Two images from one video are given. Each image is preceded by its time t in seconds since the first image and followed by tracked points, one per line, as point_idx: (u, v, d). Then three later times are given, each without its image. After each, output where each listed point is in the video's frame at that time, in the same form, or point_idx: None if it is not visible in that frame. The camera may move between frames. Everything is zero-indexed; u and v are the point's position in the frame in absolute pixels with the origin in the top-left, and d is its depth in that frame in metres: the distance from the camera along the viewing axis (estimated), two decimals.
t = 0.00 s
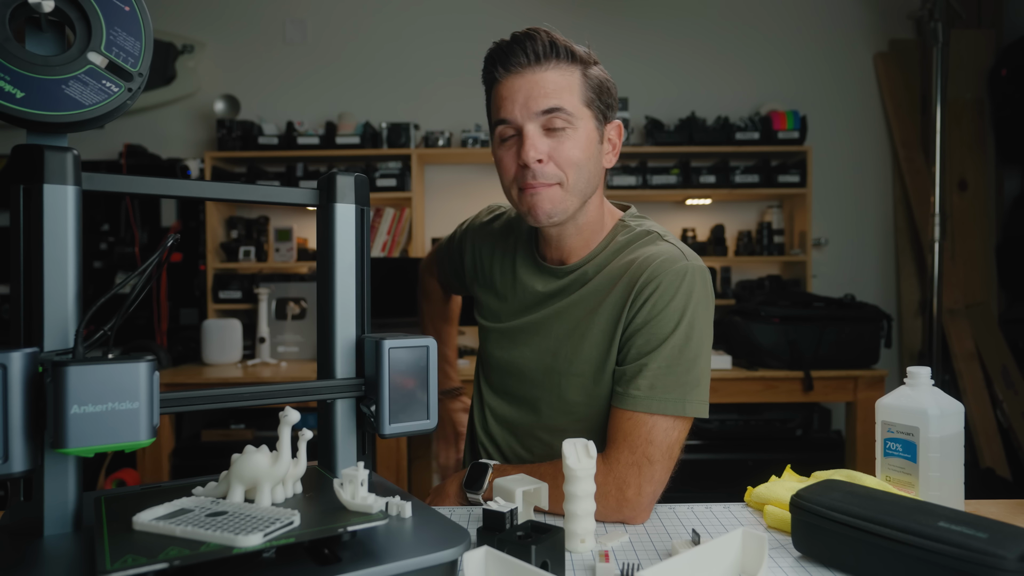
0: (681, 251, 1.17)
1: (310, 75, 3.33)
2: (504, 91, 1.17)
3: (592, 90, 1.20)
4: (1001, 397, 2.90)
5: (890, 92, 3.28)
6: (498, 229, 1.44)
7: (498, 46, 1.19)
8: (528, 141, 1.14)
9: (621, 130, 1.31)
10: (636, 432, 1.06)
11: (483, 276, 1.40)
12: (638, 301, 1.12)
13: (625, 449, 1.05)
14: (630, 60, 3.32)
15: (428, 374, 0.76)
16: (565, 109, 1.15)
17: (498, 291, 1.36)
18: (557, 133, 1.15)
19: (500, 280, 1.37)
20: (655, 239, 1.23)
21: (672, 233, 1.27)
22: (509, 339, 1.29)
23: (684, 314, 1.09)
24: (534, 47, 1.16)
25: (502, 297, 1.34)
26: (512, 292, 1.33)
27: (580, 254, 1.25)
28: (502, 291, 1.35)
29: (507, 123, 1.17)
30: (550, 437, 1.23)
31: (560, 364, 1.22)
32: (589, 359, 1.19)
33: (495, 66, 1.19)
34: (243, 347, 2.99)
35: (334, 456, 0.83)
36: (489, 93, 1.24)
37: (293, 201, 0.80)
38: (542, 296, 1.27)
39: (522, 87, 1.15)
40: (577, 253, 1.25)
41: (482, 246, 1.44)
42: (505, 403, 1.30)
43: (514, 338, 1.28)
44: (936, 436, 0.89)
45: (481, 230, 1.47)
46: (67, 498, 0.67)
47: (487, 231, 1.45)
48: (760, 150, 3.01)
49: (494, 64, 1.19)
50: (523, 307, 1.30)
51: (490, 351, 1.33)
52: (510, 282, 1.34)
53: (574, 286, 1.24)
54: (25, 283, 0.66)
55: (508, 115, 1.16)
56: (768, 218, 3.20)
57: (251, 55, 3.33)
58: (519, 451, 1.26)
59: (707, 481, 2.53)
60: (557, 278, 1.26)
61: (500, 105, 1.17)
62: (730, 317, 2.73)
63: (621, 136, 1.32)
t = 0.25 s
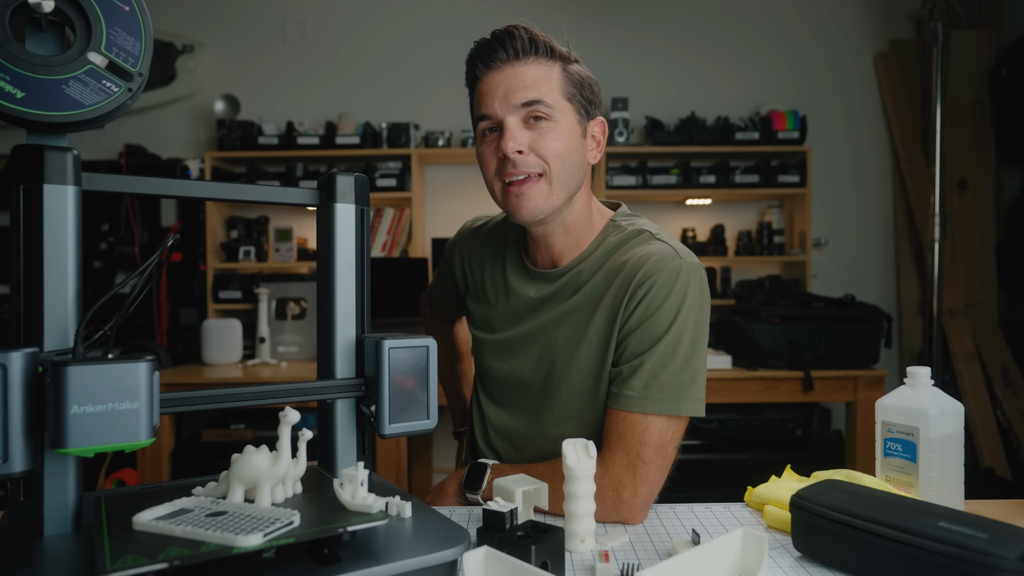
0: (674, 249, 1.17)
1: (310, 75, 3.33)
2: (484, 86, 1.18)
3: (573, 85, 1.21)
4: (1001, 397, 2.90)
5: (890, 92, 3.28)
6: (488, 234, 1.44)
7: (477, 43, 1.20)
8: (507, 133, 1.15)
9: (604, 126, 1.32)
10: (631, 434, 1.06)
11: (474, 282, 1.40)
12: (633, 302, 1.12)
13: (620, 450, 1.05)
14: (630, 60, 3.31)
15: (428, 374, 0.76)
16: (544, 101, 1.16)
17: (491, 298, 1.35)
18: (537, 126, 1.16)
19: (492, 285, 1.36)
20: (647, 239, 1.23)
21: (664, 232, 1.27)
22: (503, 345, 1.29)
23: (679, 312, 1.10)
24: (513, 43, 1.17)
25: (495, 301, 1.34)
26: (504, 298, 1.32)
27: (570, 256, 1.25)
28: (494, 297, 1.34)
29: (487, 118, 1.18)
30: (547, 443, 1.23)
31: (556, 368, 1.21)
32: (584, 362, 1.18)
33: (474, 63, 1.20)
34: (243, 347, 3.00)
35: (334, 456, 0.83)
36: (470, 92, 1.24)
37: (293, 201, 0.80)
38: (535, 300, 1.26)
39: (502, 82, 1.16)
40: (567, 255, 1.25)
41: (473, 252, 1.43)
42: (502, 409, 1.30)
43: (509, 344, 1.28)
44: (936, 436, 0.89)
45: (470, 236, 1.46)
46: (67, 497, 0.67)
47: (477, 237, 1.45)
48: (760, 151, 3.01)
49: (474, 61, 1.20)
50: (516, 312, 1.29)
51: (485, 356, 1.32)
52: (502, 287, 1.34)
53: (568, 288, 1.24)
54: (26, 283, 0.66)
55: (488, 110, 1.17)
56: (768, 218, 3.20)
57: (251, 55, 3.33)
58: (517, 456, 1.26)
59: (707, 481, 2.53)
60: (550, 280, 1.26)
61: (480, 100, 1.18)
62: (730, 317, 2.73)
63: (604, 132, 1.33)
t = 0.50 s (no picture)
0: (671, 248, 1.17)
1: (310, 75, 3.33)
2: (491, 92, 1.16)
3: (580, 91, 1.20)
4: (1001, 397, 2.90)
5: (890, 92, 3.28)
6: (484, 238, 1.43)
7: (483, 46, 1.19)
8: (517, 143, 1.14)
9: (607, 132, 1.33)
10: (630, 436, 1.06)
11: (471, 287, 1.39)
12: (631, 302, 1.12)
13: (620, 452, 1.05)
14: (630, 60, 3.31)
15: (428, 374, 0.76)
16: (554, 110, 1.15)
17: (488, 302, 1.35)
18: (546, 134, 1.16)
19: (491, 290, 1.36)
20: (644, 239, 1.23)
21: (661, 231, 1.27)
22: (503, 350, 1.29)
23: (677, 311, 1.10)
24: (521, 47, 1.16)
25: (495, 306, 1.33)
26: (502, 302, 1.32)
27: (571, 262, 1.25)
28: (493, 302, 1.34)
29: (494, 126, 1.17)
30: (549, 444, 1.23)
31: (557, 371, 1.21)
32: (585, 364, 1.18)
33: (480, 66, 1.18)
34: (243, 347, 3.00)
35: (334, 456, 0.83)
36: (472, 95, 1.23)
37: (293, 201, 0.80)
38: (534, 304, 1.26)
39: (510, 88, 1.15)
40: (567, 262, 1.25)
41: (469, 256, 1.43)
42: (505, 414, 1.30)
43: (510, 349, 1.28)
44: (936, 436, 0.89)
45: (466, 240, 1.46)
46: (67, 497, 0.67)
47: (473, 241, 1.44)
48: (760, 150, 3.01)
49: (479, 64, 1.18)
50: (515, 316, 1.29)
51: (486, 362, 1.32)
52: (500, 291, 1.34)
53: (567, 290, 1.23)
54: (26, 283, 0.66)
55: (496, 117, 1.16)
56: (768, 218, 3.20)
57: (251, 55, 3.33)
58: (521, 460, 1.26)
59: (707, 481, 2.53)
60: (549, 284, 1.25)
61: (487, 106, 1.17)
62: (730, 317, 2.73)
63: (607, 137, 1.33)
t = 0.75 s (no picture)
0: (670, 247, 1.17)
1: (310, 74, 3.33)
2: (494, 99, 1.16)
3: (583, 97, 1.21)
4: (1001, 397, 2.90)
5: (890, 92, 3.28)
6: (484, 240, 1.43)
7: (484, 52, 1.19)
8: (522, 151, 1.14)
9: (609, 137, 1.33)
10: (629, 437, 1.06)
11: (472, 290, 1.39)
12: (630, 303, 1.12)
13: (619, 453, 1.05)
14: (630, 60, 3.31)
15: (428, 374, 0.76)
16: (559, 117, 1.15)
17: (488, 304, 1.35)
18: (551, 142, 1.15)
19: (490, 293, 1.36)
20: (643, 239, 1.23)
21: (660, 231, 1.27)
22: (504, 352, 1.29)
23: (676, 311, 1.09)
24: (523, 54, 1.16)
25: (495, 309, 1.33)
26: (502, 304, 1.32)
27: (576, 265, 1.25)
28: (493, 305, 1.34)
29: (497, 134, 1.16)
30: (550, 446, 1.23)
31: (558, 373, 1.21)
32: (584, 365, 1.18)
33: (482, 73, 1.18)
34: (243, 347, 3.00)
35: (334, 456, 0.83)
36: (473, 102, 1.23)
37: (293, 202, 0.80)
38: (534, 306, 1.26)
39: (513, 96, 1.15)
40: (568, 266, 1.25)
41: (468, 259, 1.43)
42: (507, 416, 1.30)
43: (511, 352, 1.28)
44: (936, 436, 0.89)
45: (465, 243, 1.45)
46: (67, 498, 0.67)
47: (473, 244, 1.44)
48: (760, 150, 3.01)
49: (481, 71, 1.18)
50: (515, 319, 1.29)
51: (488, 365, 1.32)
52: (501, 294, 1.34)
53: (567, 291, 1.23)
54: (26, 283, 0.66)
55: (500, 125, 1.16)
56: (768, 218, 3.20)
57: (251, 55, 3.33)
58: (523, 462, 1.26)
59: (707, 481, 2.53)
60: (549, 286, 1.25)
61: (490, 113, 1.16)
62: (731, 317, 2.73)
63: (609, 143, 1.34)
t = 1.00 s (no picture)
0: (670, 248, 1.17)
1: (310, 74, 3.33)
2: (494, 97, 1.16)
3: (584, 96, 1.21)
4: (1001, 397, 2.90)
5: (890, 92, 3.28)
6: (485, 240, 1.43)
7: (485, 50, 1.19)
8: (523, 150, 1.14)
9: (610, 137, 1.33)
10: (630, 437, 1.06)
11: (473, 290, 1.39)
12: (630, 303, 1.12)
13: (619, 454, 1.05)
14: (630, 60, 3.31)
15: (428, 374, 0.76)
16: (559, 116, 1.15)
17: (489, 303, 1.35)
18: (551, 141, 1.15)
19: (491, 293, 1.36)
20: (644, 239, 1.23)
21: (660, 231, 1.27)
22: (505, 352, 1.29)
23: (676, 311, 1.09)
24: (525, 52, 1.16)
25: (496, 309, 1.33)
26: (503, 303, 1.32)
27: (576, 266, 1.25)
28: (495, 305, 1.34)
29: (498, 132, 1.16)
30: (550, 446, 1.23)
31: (558, 373, 1.21)
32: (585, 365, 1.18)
33: (483, 71, 1.18)
34: (243, 347, 3.00)
35: (334, 456, 0.83)
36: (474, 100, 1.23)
37: (293, 201, 0.80)
38: (535, 306, 1.26)
39: (514, 94, 1.14)
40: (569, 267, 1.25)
41: (470, 258, 1.43)
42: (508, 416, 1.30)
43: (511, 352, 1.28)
44: (936, 436, 0.89)
45: (466, 242, 1.46)
46: (67, 498, 0.67)
47: (474, 243, 1.44)
48: (760, 150, 3.01)
49: (482, 69, 1.18)
50: (516, 319, 1.29)
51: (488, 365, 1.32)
52: (502, 294, 1.34)
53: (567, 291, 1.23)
54: (26, 283, 0.66)
55: (500, 123, 1.15)
56: (768, 218, 3.20)
57: (252, 55, 3.33)
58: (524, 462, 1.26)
59: (707, 481, 2.53)
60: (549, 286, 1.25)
61: (490, 111, 1.16)
62: (730, 317, 2.73)
63: (610, 142, 1.34)
